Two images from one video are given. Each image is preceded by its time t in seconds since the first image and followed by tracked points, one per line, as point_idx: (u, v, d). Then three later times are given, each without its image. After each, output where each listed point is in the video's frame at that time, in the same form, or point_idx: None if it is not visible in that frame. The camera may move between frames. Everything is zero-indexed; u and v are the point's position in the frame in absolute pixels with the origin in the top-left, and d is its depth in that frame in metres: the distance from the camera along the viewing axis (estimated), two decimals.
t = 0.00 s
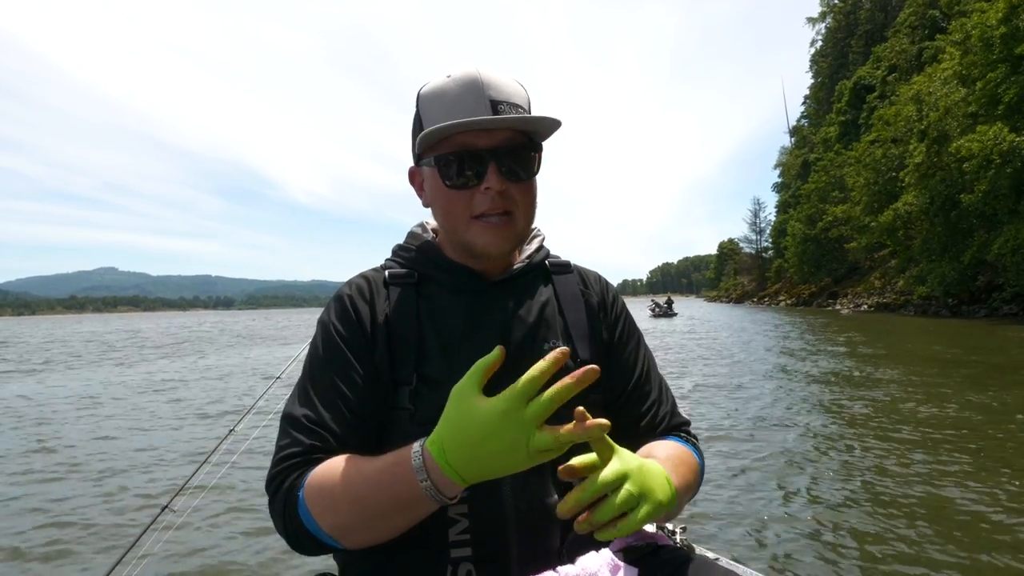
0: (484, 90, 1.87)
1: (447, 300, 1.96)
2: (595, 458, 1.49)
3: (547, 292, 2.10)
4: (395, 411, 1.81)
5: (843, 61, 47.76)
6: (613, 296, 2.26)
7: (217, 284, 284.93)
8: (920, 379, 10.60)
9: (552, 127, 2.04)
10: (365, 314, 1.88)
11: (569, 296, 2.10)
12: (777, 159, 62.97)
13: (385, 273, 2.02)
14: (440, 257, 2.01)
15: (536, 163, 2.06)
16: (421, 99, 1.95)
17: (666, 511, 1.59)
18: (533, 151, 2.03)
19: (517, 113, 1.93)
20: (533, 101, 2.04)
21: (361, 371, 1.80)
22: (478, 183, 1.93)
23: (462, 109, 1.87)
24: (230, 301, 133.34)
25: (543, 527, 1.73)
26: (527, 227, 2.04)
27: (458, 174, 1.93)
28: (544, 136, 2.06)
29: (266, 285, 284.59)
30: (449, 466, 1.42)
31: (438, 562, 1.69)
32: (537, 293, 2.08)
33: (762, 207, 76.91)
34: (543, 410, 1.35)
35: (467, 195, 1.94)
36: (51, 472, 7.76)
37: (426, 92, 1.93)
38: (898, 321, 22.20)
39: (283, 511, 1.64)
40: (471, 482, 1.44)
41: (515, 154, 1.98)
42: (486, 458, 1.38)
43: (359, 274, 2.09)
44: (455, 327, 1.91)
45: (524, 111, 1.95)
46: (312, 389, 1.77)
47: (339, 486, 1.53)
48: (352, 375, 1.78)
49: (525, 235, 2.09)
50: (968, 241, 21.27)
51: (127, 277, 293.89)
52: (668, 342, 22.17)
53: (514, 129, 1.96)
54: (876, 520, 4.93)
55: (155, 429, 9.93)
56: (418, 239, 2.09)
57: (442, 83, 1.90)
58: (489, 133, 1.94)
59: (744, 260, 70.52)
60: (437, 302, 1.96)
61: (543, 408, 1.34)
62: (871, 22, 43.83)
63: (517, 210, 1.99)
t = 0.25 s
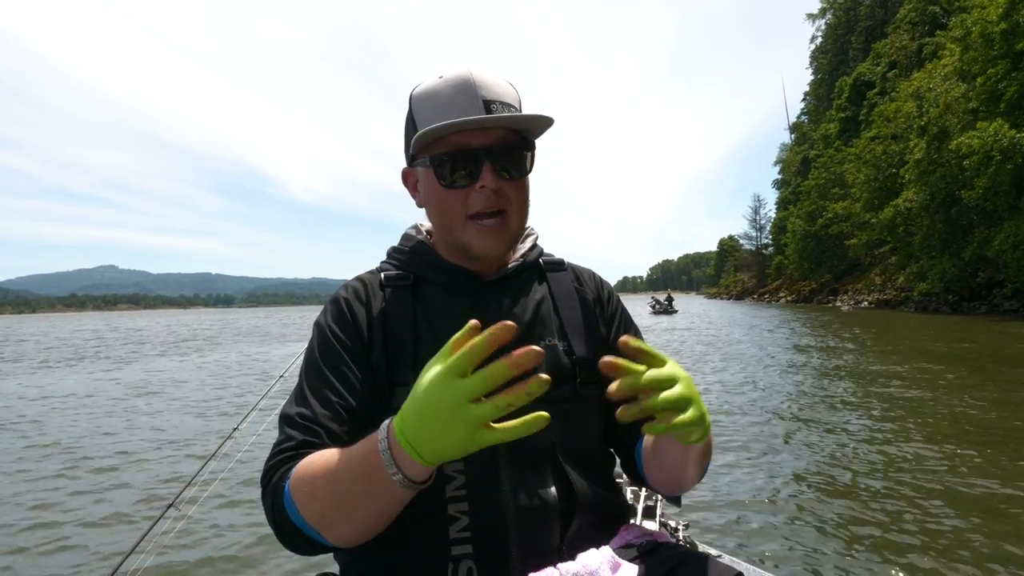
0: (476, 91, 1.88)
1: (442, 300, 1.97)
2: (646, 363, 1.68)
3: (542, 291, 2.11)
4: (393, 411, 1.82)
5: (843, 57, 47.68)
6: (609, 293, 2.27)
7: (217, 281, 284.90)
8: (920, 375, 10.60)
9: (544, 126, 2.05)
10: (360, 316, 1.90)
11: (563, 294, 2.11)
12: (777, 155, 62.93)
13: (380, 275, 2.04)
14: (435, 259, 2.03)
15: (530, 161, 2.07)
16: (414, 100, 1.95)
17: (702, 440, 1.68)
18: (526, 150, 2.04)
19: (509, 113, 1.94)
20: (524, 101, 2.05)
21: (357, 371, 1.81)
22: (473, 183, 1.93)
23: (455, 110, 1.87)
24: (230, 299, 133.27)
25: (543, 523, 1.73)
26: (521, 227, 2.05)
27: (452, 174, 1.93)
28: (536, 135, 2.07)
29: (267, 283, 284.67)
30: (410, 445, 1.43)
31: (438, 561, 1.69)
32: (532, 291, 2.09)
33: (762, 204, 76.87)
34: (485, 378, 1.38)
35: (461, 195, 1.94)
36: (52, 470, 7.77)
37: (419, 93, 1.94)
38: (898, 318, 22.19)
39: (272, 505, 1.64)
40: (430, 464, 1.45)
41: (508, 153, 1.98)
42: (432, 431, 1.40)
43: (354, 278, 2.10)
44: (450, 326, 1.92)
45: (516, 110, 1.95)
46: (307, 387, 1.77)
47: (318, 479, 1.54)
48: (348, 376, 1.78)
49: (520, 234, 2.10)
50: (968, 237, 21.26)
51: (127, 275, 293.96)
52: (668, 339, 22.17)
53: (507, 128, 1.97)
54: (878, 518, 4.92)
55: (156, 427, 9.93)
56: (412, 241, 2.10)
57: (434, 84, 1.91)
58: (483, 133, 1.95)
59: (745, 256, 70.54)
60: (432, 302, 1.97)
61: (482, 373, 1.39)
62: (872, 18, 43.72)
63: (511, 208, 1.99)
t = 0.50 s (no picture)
0: (486, 94, 1.91)
1: (436, 297, 1.97)
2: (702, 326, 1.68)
3: (534, 287, 2.11)
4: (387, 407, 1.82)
5: (845, 57, 47.65)
6: (599, 287, 2.28)
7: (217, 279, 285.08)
8: (921, 376, 10.60)
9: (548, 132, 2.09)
10: (354, 315, 1.91)
11: (554, 289, 2.12)
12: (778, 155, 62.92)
13: (374, 275, 2.04)
14: (429, 258, 2.03)
15: (531, 165, 2.10)
16: (419, 98, 1.94)
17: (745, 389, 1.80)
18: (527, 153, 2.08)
19: (516, 117, 1.98)
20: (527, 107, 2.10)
21: (351, 370, 1.82)
22: (483, 182, 1.94)
23: (467, 110, 1.89)
24: (231, 296, 133.36)
25: (541, 517, 1.73)
26: (522, 226, 2.07)
27: (459, 173, 1.94)
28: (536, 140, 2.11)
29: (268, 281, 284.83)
30: (370, 442, 1.43)
31: (436, 559, 1.70)
32: (523, 287, 2.10)
33: (763, 204, 76.83)
34: (426, 379, 1.37)
35: (470, 193, 1.94)
36: (53, 467, 7.78)
37: (424, 91, 1.94)
38: (899, 319, 22.18)
39: (262, 499, 1.64)
40: (392, 462, 1.44)
41: (514, 155, 2.01)
42: (385, 426, 1.41)
43: (347, 278, 2.10)
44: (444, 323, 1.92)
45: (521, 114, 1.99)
46: (301, 383, 1.78)
47: (296, 476, 1.55)
48: (342, 374, 1.79)
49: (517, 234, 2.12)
50: (969, 239, 21.25)
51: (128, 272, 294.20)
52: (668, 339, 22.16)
53: (512, 131, 2.00)
54: (879, 519, 4.92)
55: (157, 425, 9.94)
56: (406, 240, 2.10)
57: (440, 84, 1.92)
58: (492, 135, 1.97)
59: (746, 256, 70.55)
60: (426, 300, 1.97)
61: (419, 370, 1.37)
62: (874, 18, 43.67)
63: (515, 209, 2.02)
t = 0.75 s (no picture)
0: (495, 94, 1.94)
1: (424, 297, 1.95)
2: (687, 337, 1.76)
3: (521, 285, 2.09)
4: (376, 408, 1.81)
5: (844, 59, 47.69)
6: (588, 282, 2.26)
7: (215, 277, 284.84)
8: (919, 378, 10.59)
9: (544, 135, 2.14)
10: (341, 318, 1.90)
11: (542, 286, 2.10)
12: (777, 156, 62.97)
13: (360, 276, 2.03)
14: (416, 258, 2.00)
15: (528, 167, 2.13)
16: (430, 94, 1.92)
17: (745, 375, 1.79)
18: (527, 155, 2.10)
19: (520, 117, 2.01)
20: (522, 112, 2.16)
21: (340, 372, 1.81)
22: (496, 179, 1.94)
23: (479, 110, 1.91)
24: (229, 295, 133.07)
25: (532, 515, 1.72)
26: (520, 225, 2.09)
27: (473, 171, 1.93)
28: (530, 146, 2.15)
29: (266, 279, 284.60)
30: (377, 460, 1.43)
31: (429, 555, 1.70)
32: (511, 285, 2.07)
33: (761, 205, 76.98)
34: (438, 412, 1.35)
35: (481, 191, 1.93)
36: (50, 465, 7.75)
37: (435, 88, 1.92)
38: (896, 320, 22.23)
39: (261, 509, 1.65)
40: (398, 481, 1.43)
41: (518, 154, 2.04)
42: (393, 450, 1.40)
43: (335, 281, 2.09)
44: (432, 322, 1.91)
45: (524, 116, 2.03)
46: (292, 390, 1.78)
47: (297, 486, 1.55)
48: (331, 377, 1.79)
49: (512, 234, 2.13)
50: (967, 240, 21.30)
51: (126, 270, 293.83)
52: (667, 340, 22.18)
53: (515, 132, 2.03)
54: (878, 520, 4.90)
55: (153, 423, 9.90)
56: (395, 242, 2.08)
57: (450, 82, 1.92)
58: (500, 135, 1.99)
59: (744, 257, 70.61)
60: (414, 300, 1.95)
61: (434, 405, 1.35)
62: (873, 20, 43.74)
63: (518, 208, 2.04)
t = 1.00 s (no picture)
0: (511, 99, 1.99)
1: (416, 295, 1.95)
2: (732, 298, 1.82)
3: (508, 281, 2.11)
4: (368, 405, 1.82)
5: (842, 59, 47.76)
6: (571, 278, 2.29)
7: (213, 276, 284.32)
8: (915, 378, 10.61)
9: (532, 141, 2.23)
10: (334, 315, 1.87)
11: (529, 282, 2.12)
12: (774, 157, 63.07)
13: (349, 275, 2.00)
14: (408, 257, 2.00)
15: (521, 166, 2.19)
16: (459, 94, 1.91)
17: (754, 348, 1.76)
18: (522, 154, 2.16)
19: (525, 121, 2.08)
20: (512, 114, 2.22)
21: (337, 369, 1.79)
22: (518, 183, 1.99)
23: (503, 114, 1.94)
24: (226, 293, 132.81)
25: (523, 511, 1.71)
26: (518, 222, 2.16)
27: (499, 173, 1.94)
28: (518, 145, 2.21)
29: (264, 278, 284.28)
30: (454, 453, 1.38)
31: (421, 551, 1.69)
32: (499, 282, 2.09)
33: (759, 205, 77.09)
34: (545, 411, 1.33)
35: (506, 194, 1.96)
36: (45, 464, 7.73)
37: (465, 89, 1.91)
38: (893, 320, 22.28)
39: (274, 505, 1.57)
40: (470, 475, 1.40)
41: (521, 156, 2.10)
42: (486, 446, 1.35)
43: (322, 279, 2.05)
44: (425, 319, 1.91)
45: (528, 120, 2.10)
46: (286, 387, 1.74)
47: (337, 481, 1.48)
48: (329, 373, 1.76)
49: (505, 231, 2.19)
50: (964, 240, 21.35)
51: (123, 268, 293.17)
52: (664, 339, 22.19)
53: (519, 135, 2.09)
54: (876, 520, 4.89)
55: (149, 423, 9.86)
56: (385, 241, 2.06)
57: (476, 85, 1.93)
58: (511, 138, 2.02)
59: (741, 257, 70.73)
60: (406, 298, 1.95)
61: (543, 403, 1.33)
62: (870, 20, 43.79)
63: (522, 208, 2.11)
